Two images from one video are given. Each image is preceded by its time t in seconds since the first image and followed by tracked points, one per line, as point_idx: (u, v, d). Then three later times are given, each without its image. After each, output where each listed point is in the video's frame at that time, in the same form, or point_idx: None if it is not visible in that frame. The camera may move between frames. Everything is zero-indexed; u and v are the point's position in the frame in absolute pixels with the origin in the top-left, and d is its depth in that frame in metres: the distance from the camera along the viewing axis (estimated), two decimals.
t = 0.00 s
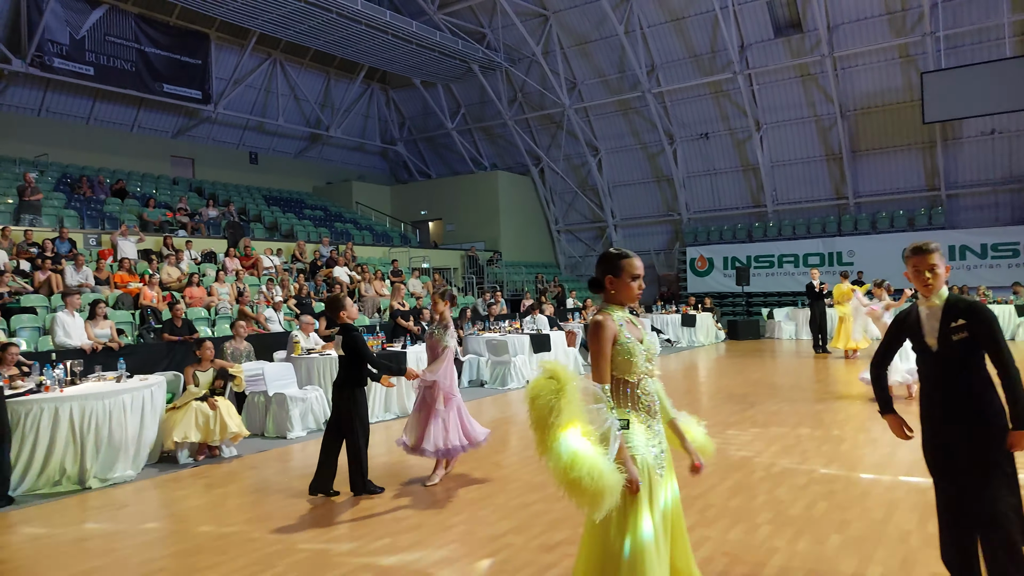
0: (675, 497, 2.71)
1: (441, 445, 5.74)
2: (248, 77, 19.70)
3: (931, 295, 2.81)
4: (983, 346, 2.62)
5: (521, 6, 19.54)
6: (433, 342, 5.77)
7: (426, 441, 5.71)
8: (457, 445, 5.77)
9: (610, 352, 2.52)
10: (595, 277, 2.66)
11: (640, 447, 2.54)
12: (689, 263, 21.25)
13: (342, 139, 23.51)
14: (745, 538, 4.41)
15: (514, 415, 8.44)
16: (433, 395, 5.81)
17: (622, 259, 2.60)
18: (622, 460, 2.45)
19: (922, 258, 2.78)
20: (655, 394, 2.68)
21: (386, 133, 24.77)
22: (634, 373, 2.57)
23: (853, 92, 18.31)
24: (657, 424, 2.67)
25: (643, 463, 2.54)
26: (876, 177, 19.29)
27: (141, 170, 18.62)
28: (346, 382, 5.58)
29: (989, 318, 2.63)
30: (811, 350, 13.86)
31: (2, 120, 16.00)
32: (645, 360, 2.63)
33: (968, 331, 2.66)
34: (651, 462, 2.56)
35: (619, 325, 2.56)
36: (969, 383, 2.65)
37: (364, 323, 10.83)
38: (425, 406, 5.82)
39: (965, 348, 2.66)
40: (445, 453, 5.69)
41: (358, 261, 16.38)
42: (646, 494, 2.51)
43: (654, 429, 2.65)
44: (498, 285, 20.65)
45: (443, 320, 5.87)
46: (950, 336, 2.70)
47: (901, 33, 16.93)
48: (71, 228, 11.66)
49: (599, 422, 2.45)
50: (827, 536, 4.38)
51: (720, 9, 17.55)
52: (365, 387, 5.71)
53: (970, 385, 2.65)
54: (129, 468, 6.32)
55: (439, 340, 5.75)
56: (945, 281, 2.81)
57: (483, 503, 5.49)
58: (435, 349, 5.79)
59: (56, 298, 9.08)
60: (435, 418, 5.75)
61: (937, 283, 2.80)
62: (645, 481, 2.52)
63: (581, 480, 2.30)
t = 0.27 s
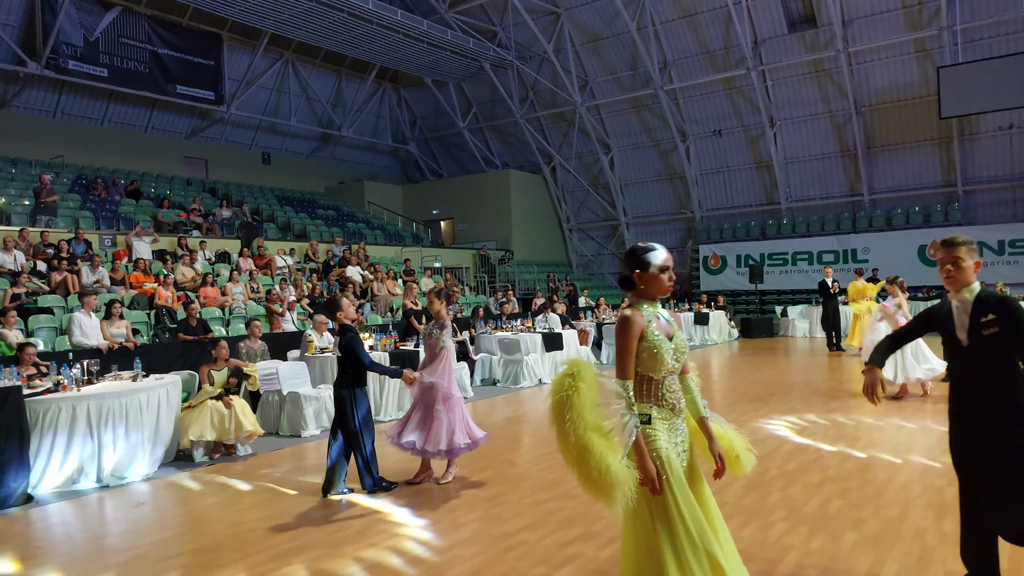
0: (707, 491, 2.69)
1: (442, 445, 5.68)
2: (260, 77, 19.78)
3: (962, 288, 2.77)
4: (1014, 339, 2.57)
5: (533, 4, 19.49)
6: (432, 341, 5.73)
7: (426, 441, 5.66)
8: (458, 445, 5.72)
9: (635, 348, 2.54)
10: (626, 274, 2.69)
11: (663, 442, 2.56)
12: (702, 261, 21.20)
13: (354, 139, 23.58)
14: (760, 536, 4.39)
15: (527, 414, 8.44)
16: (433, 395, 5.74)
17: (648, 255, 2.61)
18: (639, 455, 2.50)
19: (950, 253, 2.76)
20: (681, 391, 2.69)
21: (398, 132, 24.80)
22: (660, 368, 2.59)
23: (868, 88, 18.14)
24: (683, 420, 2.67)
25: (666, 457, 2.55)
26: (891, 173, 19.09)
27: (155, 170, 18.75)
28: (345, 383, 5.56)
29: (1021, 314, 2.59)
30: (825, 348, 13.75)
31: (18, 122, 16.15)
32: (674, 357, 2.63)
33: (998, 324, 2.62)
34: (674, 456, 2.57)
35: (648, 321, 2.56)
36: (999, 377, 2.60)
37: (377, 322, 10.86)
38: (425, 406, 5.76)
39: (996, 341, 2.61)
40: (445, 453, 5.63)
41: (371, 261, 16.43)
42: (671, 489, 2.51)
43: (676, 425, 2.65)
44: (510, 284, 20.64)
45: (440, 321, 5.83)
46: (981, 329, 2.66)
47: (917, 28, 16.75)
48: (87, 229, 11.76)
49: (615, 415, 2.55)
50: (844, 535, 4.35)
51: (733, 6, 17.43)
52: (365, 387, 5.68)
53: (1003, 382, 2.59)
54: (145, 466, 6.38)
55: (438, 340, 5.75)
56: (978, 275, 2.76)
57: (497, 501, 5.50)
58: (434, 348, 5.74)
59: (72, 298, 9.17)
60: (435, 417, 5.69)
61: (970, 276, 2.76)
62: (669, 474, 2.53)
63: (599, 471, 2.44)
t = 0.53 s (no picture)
0: (723, 495, 2.64)
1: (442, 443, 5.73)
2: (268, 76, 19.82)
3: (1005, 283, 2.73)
4: None
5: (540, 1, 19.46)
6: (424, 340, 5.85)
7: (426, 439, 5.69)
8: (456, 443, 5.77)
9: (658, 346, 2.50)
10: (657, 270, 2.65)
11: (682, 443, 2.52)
12: (710, 258, 21.13)
13: (362, 137, 23.62)
14: (768, 533, 4.37)
15: (535, 411, 8.44)
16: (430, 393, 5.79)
17: (675, 248, 2.56)
18: (653, 456, 2.47)
19: (990, 245, 2.74)
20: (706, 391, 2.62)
21: (405, 130, 24.83)
22: (685, 368, 2.54)
23: (877, 83, 18.06)
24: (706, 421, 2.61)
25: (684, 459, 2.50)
26: (901, 169, 18.99)
27: (164, 169, 18.83)
28: (343, 378, 5.61)
29: None
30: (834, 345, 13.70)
31: (28, 122, 16.24)
32: (700, 355, 2.57)
33: None
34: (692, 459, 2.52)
35: (674, 317, 2.52)
36: None
37: (385, 320, 10.88)
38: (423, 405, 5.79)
39: None
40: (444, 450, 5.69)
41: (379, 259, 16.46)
42: (683, 491, 2.48)
43: (700, 427, 2.59)
44: (517, 282, 20.64)
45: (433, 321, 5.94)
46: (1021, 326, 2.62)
47: (926, 22, 16.65)
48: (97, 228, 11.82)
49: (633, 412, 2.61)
50: (852, 532, 4.34)
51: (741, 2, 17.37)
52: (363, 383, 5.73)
53: None
54: (155, 464, 6.40)
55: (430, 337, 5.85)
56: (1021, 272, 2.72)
57: (505, 498, 5.50)
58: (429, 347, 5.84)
59: (83, 297, 9.22)
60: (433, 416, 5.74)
61: (1012, 272, 2.72)
62: (685, 477, 2.49)
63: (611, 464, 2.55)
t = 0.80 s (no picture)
0: (748, 505, 2.55)
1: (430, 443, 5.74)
2: (277, 75, 19.90)
3: None
4: None
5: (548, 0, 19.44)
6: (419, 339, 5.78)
7: (413, 439, 5.72)
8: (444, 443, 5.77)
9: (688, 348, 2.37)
10: (678, 272, 2.55)
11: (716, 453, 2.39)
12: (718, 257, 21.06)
13: (370, 136, 23.69)
14: (777, 534, 4.37)
15: (542, 410, 8.45)
16: (423, 394, 5.80)
17: (699, 245, 2.44)
18: (688, 466, 2.34)
19: None
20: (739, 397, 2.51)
21: (413, 129, 24.88)
22: (717, 371, 2.41)
23: (887, 82, 17.96)
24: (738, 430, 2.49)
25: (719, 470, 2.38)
26: (911, 168, 18.87)
27: (175, 168, 18.95)
28: (348, 376, 5.65)
29: None
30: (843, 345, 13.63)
31: (39, 121, 16.36)
32: (732, 359, 2.45)
33: None
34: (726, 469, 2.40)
35: (701, 319, 2.40)
36: None
37: (393, 319, 10.93)
38: (415, 405, 5.81)
39: None
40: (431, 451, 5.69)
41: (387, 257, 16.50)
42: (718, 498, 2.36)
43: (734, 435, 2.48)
44: (525, 280, 20.64)
45: (430, 321, 5.88)
46: None
47: (937, 21, 16.54)
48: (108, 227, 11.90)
49: (663, 420, 2.40)
50: (862, 533, 4.33)
51: None
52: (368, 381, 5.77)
53: None
54: (165, 461, 6.44)
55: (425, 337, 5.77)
56: None
57: (513, 497, 5.51)
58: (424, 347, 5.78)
59: (93, 295, 9.29)
60: (423, 416, 5.76)
61: None
62: (718, 489, 2.37)
63: (641, 478, 2.34)
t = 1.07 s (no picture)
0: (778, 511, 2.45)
1: (422, 444, 5.76)
2: (283, 75, 19.94)
3: None
4: None
5: None
6: (417, 341, 5.77)
7: (405, 440, 5.77)
8: (435, 446, 5.76)
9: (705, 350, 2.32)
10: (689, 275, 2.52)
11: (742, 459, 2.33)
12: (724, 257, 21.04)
13: (375, 136, 23.73)
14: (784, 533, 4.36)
15: (548, 410, 8.45)
16: (418, 395, 5.84)
17: (709, 245, 2.42)
18: (718, 474, 2.25)
19: None
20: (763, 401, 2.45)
21: (419, 129, 24.92)
22: (736, 375, 2.34)
23: (894, 81, 17.92)
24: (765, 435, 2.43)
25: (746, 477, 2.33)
26: (918, 167, 18.81)
27: (181, 168, 19.02)
28: (353, 377, 5.65)
29: None
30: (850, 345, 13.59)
31: (46, 121, 16.42)
32: (750, 360, 2.39)
33: None
34: (753, 476, 2.35)
35: (714, 321, 2.35)
36: None
37: (399, 318, 10.94)
38: (410, 406, 5.86)
39: None
40: (421, 452, 5.71)
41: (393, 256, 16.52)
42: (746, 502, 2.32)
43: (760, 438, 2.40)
44: (530, 280, 20.65)
45: (428, 322, 5.84)
46: None
47: (944, 20, 16.50)
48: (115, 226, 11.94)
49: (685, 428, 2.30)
50: (869, 533, 4.31)
51: None
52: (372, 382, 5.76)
53: None
54: (172, 460, 6.43)
55: (423, 338, 5.76)
56: None
57: (519, 496, 5.51)
58: (422, 349, 5.77)
59: (100, 294, 9.32)
60: (416, 417, 5.80)
61: None
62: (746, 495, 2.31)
63: (679, 490, 2.14)
